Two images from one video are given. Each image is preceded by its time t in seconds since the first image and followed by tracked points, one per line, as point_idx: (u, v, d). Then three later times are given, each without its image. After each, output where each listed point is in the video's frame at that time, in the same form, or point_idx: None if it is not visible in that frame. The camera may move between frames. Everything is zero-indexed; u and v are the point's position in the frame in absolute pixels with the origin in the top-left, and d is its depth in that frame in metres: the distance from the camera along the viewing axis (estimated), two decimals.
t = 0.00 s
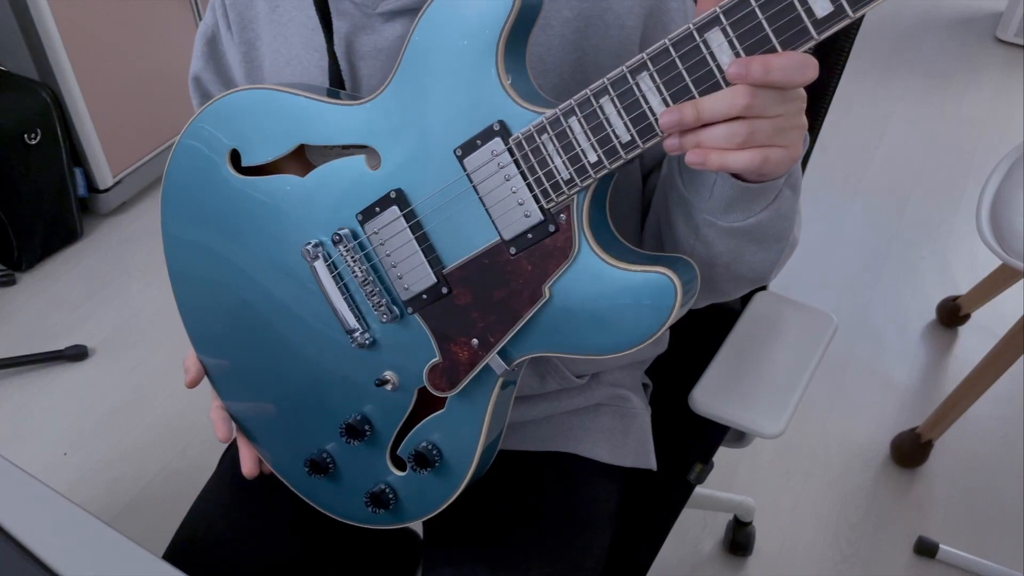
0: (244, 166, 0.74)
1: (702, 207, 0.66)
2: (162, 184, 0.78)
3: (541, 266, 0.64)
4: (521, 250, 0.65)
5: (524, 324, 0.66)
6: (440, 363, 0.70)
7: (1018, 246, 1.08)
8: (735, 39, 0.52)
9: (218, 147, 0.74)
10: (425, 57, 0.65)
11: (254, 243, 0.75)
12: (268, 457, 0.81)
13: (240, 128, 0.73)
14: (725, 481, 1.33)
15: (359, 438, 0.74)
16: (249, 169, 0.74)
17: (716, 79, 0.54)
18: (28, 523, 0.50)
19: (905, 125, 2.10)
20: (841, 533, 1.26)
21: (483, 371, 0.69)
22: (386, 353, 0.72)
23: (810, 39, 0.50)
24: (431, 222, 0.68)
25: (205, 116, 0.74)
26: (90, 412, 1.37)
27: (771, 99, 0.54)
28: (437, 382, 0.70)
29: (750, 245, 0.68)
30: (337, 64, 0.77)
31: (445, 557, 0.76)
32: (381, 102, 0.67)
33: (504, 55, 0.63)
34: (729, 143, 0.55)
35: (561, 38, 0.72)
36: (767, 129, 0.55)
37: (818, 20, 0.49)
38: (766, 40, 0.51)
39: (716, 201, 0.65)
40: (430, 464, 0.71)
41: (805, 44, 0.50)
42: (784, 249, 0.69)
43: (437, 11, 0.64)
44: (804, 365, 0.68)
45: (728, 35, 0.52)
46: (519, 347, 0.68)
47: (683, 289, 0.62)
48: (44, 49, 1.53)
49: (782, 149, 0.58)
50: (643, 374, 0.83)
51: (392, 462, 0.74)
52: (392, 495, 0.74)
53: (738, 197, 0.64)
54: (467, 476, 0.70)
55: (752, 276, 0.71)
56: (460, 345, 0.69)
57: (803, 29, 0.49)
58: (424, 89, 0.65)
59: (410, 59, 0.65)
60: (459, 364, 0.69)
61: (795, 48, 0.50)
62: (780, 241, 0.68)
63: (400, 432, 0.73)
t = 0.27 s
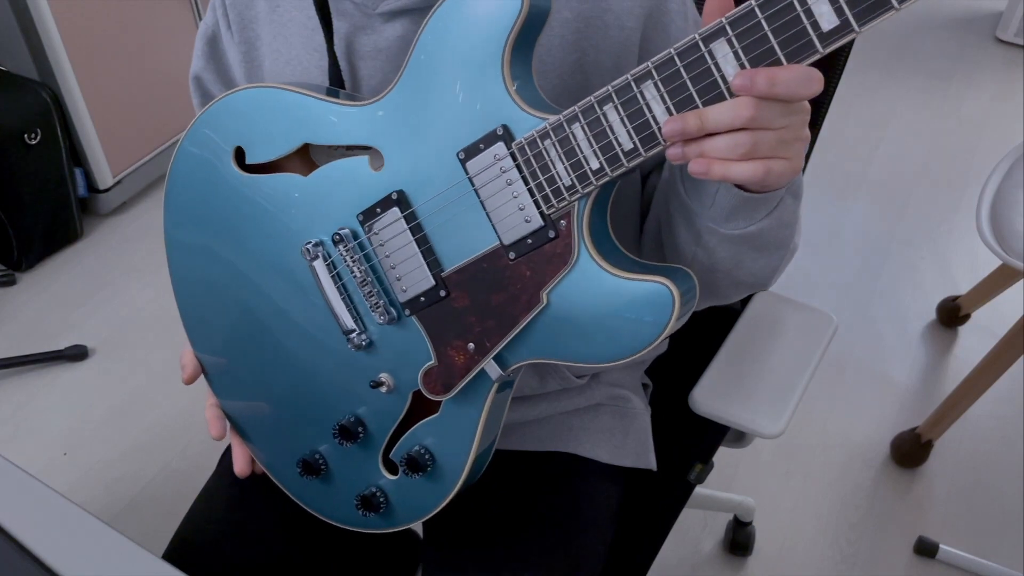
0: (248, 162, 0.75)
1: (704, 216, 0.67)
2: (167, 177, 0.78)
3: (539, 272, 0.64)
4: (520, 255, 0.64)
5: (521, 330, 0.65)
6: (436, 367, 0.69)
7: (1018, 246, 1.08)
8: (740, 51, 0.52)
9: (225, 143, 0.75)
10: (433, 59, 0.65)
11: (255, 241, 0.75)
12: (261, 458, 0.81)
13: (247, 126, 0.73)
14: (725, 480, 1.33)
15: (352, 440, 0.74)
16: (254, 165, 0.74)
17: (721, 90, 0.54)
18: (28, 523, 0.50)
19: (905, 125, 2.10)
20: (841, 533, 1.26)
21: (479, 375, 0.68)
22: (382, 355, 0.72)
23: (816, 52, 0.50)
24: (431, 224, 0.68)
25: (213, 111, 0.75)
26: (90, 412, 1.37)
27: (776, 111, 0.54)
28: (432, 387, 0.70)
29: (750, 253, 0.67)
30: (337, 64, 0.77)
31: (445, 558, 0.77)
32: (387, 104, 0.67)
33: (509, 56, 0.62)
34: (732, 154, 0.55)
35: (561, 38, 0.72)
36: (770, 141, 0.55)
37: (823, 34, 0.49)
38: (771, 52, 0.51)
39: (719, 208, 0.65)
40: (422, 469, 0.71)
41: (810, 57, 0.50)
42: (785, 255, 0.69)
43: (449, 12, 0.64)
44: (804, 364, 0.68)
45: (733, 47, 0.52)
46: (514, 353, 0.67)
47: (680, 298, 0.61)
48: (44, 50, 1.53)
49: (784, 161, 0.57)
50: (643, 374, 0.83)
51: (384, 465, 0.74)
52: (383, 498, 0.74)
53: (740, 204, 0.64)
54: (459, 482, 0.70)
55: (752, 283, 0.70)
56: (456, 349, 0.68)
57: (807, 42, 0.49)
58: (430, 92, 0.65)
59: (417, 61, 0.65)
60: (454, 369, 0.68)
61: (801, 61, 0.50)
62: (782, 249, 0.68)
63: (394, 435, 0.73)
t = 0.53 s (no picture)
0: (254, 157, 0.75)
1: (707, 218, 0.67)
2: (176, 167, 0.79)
3: (533, 272, 0.64)
4: (514, 254, 0.64)
5: (512, 331, 0.65)
6: (426, 365, 0.69)
7: (1018, 246, 1.07)
8: (740, 55, 0.51)
9: (232, 136, 0.75)
10: (440, 58, 0.65)
11: (255, 235, 0.75)
12: (251, 456, 0.81)
13: (255, 120, 0.74)
14: (725, 480, 1.33)
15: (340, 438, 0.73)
16: (260, 159, 0.75)
17: (720, 96, 0.53)
18: (28, 522, 0.50)
19: (905, 125, 2.10)
20: (842, 533, 1.26)
21: (468, 375, 0.67)
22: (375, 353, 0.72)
23: (815, 57, 0.49)
24: (428, 222, 0.68)
25: (223, 105, 0.75)
26: (90, 412, 1.37)
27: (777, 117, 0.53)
28: (421, 385, 0.69)
29: (752, 255, 0.67)
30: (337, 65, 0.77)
31: (445, 559, 0.77)
32: (392, 101, 0.67)
33: (514, 57, 0.62)
34: (732, 159, 0.55)
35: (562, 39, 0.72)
36: (770, 146, 0.55)
37: (823, 39, 0.48)
38: (771, 57, 0.50)
39: (721, 211, 0.65)
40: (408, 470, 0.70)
41: (811, 61, 0.50)
42: (787, 257, 0.68)
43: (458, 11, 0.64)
44: (804, 364, 0.68)
45: (733, 52, 0.52)
46: (504, 354, 0.66)
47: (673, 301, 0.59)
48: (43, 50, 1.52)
49: (784, 167, 0.57)
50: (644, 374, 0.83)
51: (371, 465, 0.74)
52: (368, 499, 0.73)
53: (741, 207, 0.64)
54: (444, 486, 0.69)
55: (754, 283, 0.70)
56: (447, 349, 0.68)
57: (807, 48, 0.49)
58: (434, 90, 0.65)
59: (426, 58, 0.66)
60: (444, 369, 0.68)
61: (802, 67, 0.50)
62: (783, 251, 0.67)
63: (383, 435, 0.73)
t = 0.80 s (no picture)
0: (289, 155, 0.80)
1: (711, 225, 0.66)
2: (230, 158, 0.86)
3: (516, 281, 0.63)
4: (501, 261, 0.64)
5: (487, 338, 0.64)
6: (403, 365, 0.69)
7: (1018, 246, 1.07)
8: (740, 78, 0.49)
9: (275, 133, 0.81)
10: (466, 70, 0.67)
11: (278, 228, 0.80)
12: (234, 450, 0.82)
13: (293, 121, 0.79)
14: (725, 480, 1.33)
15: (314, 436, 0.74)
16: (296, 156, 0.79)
17: (718, 116, 0.51)
18: (27, 522, 0.50)
19: (905, 125, 2.10)
20: (842, 533, 1.26)
21: (441, 383, 0.67)
22: (362, 353, 0.73)
23: (812, 81, 0.46)
24: (427, 223, 0.69)
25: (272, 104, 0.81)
26: (90, 413, 1.37)
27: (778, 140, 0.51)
28: (394, 388, 0.69)
29: (756, 263, 0.67)
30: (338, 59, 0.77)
31: (445, 560, 0.78)
32: (415, 109, 0.70)
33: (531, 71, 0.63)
34: (731, 180, 0.53)
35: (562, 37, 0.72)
36: (770, 169, 0.53)
37: (821, 63, 0.45)
38: (770, 81, 0.48)
39: (725, 221, 0.65)
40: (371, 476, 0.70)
41: (808, 87, 0.47)
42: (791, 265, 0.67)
43: (490, 25, 0.66)
44: (804, 364, 0.68)
45: (734, 76, 0.49)
46: (479, 363, 0.65)
47: (645, 331, 0.57)
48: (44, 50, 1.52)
49: (785, 190, 0.55)
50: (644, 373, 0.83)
51: (337, 471, 0.74)
52: (327, 504, 0.73)
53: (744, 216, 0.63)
54: (400, 499, 0.68)
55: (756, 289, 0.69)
56: (425, 352, 0.68)
57: (805, 71, 0.46)
58: (452, 97, 0.67)
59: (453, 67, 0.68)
60: (417, 373, 0.68)
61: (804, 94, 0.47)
62: (789, 259, 0.66)
63: (352, 439, 0.73)
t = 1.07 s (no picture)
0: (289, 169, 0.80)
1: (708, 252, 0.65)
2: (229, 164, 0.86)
3: (501, 311, 0.63)
4: (487, 290, 0.64)
5: (470, 366, 0.64)
6: (387, 388, 0.69)
7: (1018, 245, 1.07)
8: (728, 128, 0.49)
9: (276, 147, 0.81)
10: (463, 94, 0.66)
11: (275, 242, 0.81)
12: (222, 460, 0.83)
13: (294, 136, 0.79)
14: (725, 480, 1.34)
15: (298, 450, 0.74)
16: (295, 171, 0.80)
17: (703, 164, 0.51)
18: (27, 523, 0.50)
19: (905, 125, 2.09)
20: (842, 533, 1.26)
21: (422, 407, 0.67)
22: (350, 370, 0.73)
23: (797, 137, 0.46)
24: (419, 247, 0.69)
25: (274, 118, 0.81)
26: (90, 413, 1.37)
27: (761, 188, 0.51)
28: (377, 408, 0.69)
29: (752, 285, 0.67)
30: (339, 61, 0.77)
31: (445, 559, 0.78)
32: (412, 133, 0.70)
33: (525, 106, 0.63)
34: (714, 224, 0.53)
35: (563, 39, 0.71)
36: (755, 215, 0.53)
37: (807, 119, 0.45)
38: (755, 132, 0.48)
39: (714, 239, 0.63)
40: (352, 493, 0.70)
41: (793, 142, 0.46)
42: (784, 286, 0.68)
43: (487, 55, 0.65)
44: (802, 367, 0.67)
45: (721, 124, 0.49)
46: (462, 391, 0.65)
47: (622, 371, 0.57)
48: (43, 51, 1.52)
49: (768, 232, 0.54)
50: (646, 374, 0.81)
51: (320, 486, 0.73)
52: (309, 520, 0.73)
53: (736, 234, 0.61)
54: (381, 518, 0.68)
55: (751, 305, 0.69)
56: (409, 375, 0.68)
57: (790, 126, 0.46)
58: (446, 123, 0.67)
59: (450, 97, 0.67)
60: (400, 395, 0.68)
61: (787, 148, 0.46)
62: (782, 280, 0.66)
63: (336, 455, 0.73)
